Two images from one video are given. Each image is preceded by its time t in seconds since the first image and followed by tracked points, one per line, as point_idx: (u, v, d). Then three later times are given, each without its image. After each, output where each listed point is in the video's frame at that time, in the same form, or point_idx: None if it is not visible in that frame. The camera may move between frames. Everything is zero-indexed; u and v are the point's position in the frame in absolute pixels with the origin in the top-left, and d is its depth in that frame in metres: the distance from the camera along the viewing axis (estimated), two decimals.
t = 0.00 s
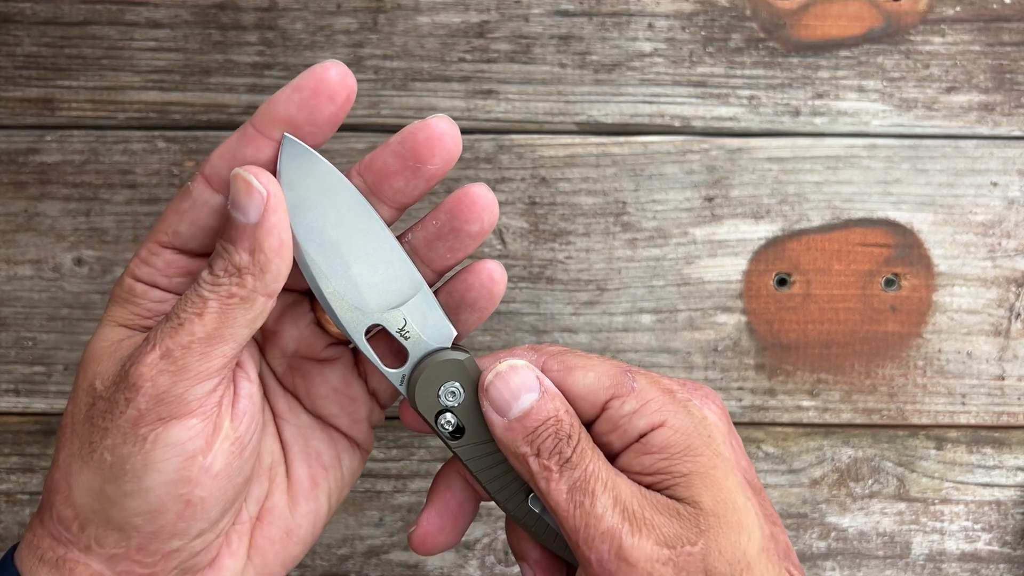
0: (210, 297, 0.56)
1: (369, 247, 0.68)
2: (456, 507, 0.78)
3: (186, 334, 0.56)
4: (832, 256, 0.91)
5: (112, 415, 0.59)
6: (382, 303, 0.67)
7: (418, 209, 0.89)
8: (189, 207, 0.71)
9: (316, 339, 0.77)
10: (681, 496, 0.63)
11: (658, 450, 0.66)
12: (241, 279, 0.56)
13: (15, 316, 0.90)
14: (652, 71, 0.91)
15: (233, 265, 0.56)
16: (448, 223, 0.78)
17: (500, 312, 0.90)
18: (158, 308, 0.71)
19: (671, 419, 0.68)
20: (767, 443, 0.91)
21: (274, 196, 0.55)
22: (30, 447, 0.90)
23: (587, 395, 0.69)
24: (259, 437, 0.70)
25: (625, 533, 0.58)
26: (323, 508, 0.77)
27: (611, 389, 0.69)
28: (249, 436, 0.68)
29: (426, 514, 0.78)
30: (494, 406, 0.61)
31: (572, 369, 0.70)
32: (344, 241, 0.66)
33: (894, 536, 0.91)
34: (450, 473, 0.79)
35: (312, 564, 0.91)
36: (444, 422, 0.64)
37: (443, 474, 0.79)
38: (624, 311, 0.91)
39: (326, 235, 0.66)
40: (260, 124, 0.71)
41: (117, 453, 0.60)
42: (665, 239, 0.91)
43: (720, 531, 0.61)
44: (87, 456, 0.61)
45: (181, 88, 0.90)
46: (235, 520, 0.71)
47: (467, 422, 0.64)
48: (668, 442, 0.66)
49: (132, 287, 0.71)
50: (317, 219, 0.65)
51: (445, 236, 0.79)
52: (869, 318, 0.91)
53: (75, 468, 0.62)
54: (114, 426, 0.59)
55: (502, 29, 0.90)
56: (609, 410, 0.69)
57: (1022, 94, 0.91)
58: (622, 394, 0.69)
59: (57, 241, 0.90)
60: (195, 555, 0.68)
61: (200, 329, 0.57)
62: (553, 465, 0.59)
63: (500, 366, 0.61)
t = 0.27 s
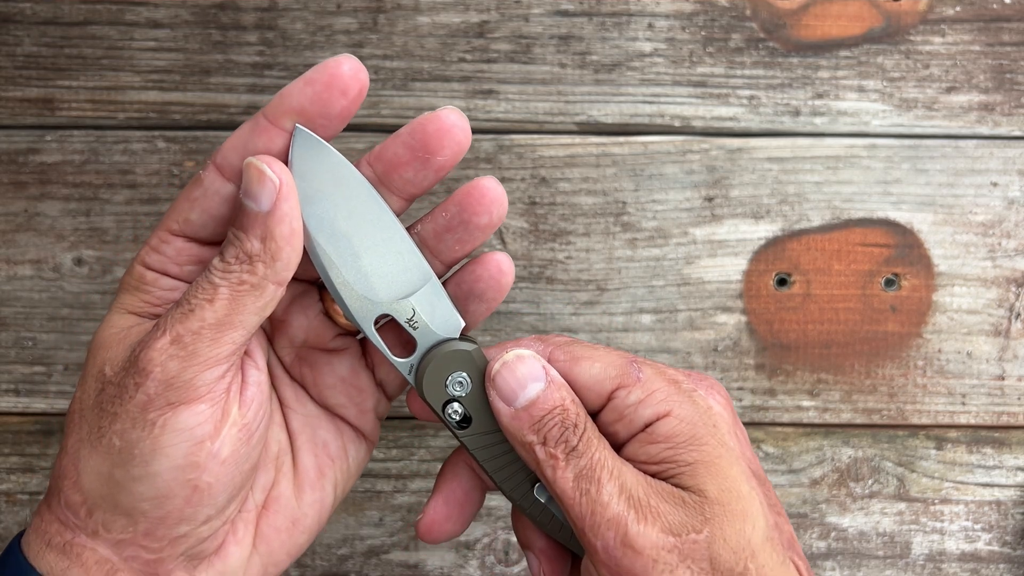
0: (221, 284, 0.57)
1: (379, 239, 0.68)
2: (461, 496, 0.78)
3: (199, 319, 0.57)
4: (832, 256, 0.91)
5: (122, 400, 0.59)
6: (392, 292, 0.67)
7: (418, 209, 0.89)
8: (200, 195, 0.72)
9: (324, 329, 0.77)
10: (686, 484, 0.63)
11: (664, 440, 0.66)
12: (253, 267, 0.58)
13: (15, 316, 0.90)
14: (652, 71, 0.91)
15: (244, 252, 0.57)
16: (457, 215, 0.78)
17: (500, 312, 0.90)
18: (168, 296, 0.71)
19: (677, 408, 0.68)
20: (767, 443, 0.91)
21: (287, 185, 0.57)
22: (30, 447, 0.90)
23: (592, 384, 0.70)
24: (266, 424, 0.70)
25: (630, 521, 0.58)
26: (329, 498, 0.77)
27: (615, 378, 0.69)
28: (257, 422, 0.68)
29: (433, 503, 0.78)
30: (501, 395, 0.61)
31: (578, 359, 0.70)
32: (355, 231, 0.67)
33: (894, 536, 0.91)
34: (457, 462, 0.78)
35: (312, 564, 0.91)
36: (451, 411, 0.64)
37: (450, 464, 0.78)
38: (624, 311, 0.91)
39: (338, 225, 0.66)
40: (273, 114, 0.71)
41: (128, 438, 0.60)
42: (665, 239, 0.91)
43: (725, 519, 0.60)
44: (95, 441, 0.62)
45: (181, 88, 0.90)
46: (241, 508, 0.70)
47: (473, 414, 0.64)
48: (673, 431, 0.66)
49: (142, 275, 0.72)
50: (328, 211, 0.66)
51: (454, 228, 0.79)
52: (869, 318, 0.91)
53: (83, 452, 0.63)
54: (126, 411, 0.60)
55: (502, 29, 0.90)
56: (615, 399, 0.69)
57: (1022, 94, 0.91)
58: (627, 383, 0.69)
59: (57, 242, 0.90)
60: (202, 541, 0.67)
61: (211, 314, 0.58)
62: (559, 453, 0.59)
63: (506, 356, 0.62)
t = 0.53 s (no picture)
0: (216, 270, 0.57)
1: (372, 227, 0.67)
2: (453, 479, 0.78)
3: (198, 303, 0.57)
4: (832, 256, 0.91)
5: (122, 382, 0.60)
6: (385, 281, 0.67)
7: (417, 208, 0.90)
8: (196, 183, 0.72)
9: (319, 316, 0.77)
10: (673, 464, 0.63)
11: (651, 421, 0.66)
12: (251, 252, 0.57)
13: (15, 316, 0.90)
14: (652, 71, 0.91)
15: (239, 238, 0.57)
16: (449, 204, 0.78)
17: (500, 312, 0.90)
18: (166, 283, 0.71)
19: (664, 391, 0.68)
20: (767, 443, 0.91)
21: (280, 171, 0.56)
22: (30, 447, 0.90)
23: (581, 368, 0.70)
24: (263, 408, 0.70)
25: (618, 500, 0.58)
26: (325, 482, 0.77)
27: (603, 362, 0.69)
28: (253, 405, 0.67)
29: (424, 485, 0.78)
30: (493, 379, 0.61)
31: (567, 345, 0.70)
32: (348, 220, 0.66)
33: (894, 536, 0.91)
34: (447, 445, 0.79)
35: (312, 564, 0.91)
36: (443, 396, 0.65)
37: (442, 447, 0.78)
38: (624, 311, 0.91)
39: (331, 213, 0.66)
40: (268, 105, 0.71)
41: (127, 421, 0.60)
42: (665, 239, 0.91)
43: (710, 498, 0.61)
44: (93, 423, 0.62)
45: (181, 88, 0.90)
46: (238, 491, 0.70)
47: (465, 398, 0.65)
48: (659, 413, 0.66)
49: (140, 263, 0.72)
50: (322, 200, 0.65)
51: (445, 217, 0.79)
52: (869, 318, 0.91)
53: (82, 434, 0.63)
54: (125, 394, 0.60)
55: (502, 29, 0.91)
56: (603, 382, 0.69)
57: (1022, 94, 0.91)
58: (615, 367, 0.69)
59: (57, 242, 0.90)
60: (200, 523, 0.67)
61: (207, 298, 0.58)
62: (548, 434, 0.59)
63: (498, 340, 0.62)
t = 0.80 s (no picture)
0: (211, 255, 0.57)
1: (381, 214, 0.67)
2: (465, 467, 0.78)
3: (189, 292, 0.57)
4: (832, 256, 0.91)
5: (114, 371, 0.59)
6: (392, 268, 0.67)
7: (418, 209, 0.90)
8: (202, 164, 0.72)
9: (325, 304, 0.78)
10: (677, 458, 0.63)
11: (653, 414, 0.66)
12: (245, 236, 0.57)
13: (15, 316, 0.90)
14: (652, 71, 0.91)
15: (238, 223, 0.57)
16: (457, 184, 0.78)
17: (500, 312, 0.90)
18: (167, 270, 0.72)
19: (666, 384, 0.68)
20: (767, 443, 0.91)
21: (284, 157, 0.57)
22: (29, 447, 0.90)
23: (585, 358, 0.69)
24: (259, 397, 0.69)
25: (623, 496, 0.58)
26: (329, 471, 0.77)
27: (607, 352, 0.69)
28: (249, 395, 0.67)
29: (439, 477, 0.78)
30: (493, 369, 0.59)
31: (572, 333, 0.70)
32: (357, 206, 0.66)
33: (894, 536, 0.91)
34: (458, 433, 0.78)
35: (312, 564, 0.91)
36: (451, 382, 0.65)
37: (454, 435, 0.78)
38: (624, 311, 0.91)
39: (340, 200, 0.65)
40: (275, 82, 0.70)
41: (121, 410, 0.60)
42: (665, 239, 0.91)
43: (714, 492, 0.61)
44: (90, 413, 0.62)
45: (181, 88, 0.90)
46: (239, 482, 0.70)
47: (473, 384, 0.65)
48: (662, 406, 0.66)
49: (144, 248, 0.72)
50: (331, 186, 0.65)
51: (453, 197, 0.78)
52: (869, 318, 0.91)
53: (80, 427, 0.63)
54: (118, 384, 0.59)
55: (502, 29, 0.91)
56: (606, 373, 0.69)
57: (1022, 94, 0.91)
58: (619, 358, 0.69)
59: (57, 242, 0.90)
60: (200, 514, 0.67)
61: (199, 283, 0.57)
62: (553, 427, 0.58)
63: (499, 329, 0.60)
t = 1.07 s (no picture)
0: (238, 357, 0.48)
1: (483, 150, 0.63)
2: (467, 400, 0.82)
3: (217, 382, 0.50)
4: (832, 256, 0.91)
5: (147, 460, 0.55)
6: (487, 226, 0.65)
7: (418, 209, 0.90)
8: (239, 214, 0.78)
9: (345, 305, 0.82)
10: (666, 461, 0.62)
11: (652, 414, 0.66)
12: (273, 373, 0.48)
13: (15, 316, 0.90)
14: (652, 71, 0.91)
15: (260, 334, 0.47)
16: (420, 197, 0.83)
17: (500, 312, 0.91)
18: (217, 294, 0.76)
19: (673, 387, 0.68)
20: (767, 443, 0.91)
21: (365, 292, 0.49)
22: (29, 447, 0.90)
23: (625, 326, 0.74)
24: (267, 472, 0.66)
25: (602, 492, 0.58)
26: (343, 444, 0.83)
27: (644, 332, 0.72)
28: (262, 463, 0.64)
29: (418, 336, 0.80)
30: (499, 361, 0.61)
31: (626, 300, 0.75)
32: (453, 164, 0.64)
33: (894, 536, 0.91)
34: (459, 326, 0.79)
35: (312, 564, 0.91)
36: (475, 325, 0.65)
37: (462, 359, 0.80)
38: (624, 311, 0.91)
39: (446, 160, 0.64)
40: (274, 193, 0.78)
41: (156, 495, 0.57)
42: (665, 239, 0.91)
43: (692, 502, 0.60)
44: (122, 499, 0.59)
45: (181, 88, 0.90)
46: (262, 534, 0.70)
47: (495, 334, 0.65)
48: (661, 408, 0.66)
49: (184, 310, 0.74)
50: (491, 124, 0.63)
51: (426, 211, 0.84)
52: (869, 318, 0.91)
53: (112, 509, 0.60)
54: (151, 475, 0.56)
55: (502, 29, 0.91)
56: (631, 351, 0.72)
57: (1022, 94, 0.91)
58: (647, 344, 0.71)
59: (57, 241, 0.90)
60: None
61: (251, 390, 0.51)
62: (546, 416, 0.59)
63: (506, 324, 0.63)
